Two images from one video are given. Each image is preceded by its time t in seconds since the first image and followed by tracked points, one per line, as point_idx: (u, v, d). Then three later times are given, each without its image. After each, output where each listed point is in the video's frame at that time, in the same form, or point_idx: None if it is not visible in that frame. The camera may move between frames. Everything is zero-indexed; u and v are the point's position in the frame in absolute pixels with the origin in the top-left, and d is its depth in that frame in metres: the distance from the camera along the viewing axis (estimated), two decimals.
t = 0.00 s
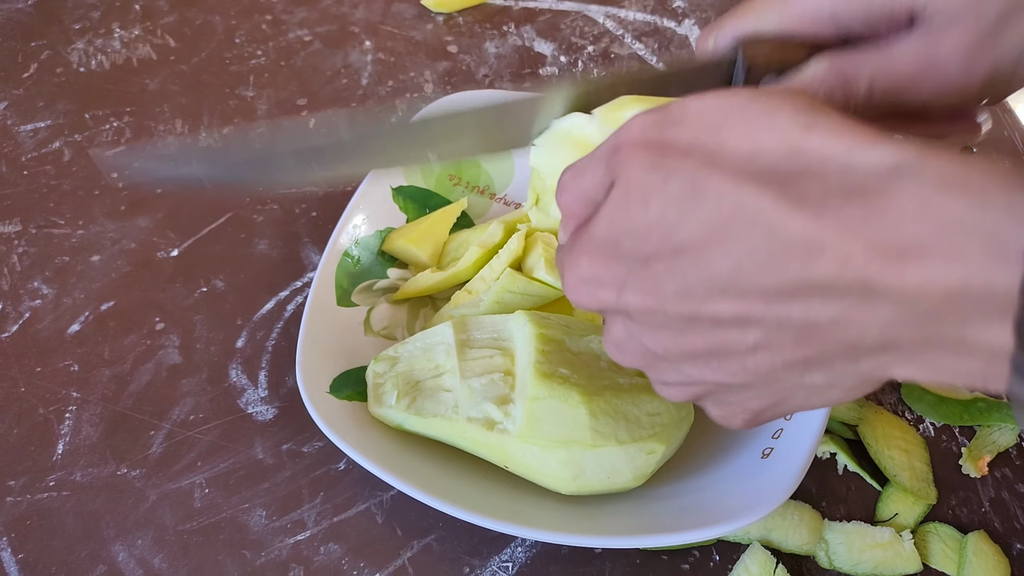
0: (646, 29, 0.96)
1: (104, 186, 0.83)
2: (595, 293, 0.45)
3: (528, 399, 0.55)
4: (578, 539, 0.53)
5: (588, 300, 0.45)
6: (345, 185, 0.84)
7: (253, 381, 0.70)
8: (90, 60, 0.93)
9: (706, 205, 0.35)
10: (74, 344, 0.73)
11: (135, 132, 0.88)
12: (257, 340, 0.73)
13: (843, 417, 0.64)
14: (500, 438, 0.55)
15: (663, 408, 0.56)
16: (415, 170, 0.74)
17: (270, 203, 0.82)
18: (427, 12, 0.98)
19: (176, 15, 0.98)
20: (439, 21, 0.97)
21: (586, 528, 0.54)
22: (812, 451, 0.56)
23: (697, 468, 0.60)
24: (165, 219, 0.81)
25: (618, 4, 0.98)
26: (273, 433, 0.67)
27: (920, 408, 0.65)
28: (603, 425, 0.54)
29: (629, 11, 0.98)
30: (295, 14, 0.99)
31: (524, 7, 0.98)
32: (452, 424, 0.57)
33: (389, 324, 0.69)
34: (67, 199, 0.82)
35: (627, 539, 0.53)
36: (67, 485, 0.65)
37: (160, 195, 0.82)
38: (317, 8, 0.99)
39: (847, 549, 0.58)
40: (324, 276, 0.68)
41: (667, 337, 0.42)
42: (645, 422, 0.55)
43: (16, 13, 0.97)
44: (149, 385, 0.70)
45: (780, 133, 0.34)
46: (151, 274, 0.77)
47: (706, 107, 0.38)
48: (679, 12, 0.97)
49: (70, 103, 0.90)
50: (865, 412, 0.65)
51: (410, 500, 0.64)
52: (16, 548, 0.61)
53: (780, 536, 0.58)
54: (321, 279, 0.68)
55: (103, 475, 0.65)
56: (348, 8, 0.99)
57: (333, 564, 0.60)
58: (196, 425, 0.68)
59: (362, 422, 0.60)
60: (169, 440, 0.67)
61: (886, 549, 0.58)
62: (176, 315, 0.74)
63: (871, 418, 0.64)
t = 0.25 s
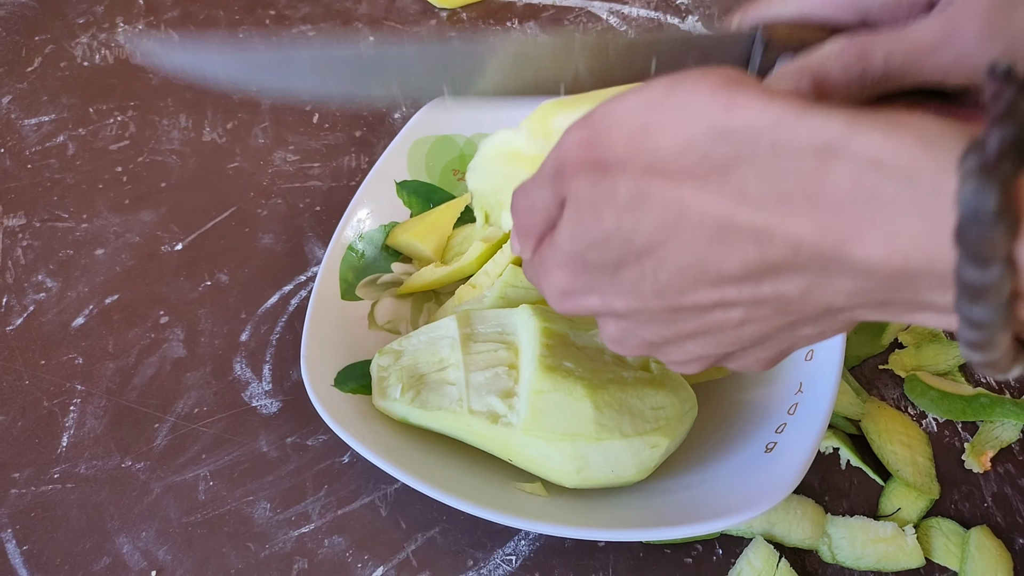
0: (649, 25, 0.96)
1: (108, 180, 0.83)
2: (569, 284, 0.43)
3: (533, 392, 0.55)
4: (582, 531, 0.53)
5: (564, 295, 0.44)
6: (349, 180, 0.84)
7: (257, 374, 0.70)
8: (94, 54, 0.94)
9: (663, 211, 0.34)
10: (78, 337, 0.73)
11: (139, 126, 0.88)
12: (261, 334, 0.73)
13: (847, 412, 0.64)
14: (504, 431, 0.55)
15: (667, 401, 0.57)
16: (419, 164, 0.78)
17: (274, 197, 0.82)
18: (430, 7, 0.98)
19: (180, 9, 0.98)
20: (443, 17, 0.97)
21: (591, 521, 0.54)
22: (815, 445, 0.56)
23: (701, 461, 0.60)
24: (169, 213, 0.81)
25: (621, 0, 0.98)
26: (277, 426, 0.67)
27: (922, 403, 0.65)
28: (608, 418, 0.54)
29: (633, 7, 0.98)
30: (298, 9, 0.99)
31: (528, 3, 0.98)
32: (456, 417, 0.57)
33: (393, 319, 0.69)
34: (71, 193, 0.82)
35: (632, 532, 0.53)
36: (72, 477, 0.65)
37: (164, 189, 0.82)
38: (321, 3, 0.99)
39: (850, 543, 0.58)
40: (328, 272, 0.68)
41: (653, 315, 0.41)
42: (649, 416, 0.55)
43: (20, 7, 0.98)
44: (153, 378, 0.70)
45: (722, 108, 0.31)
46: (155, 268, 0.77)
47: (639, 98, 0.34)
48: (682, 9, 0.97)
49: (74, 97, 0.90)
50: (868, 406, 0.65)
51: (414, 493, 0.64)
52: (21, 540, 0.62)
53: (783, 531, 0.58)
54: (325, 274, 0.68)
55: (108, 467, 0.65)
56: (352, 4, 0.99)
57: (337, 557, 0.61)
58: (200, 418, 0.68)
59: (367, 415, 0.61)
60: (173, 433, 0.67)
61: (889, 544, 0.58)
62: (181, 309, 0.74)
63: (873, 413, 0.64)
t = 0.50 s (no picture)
0: (648, 23, 0.96)
1: (106, 177, 0.83)
2: (573, 290, 0.40)
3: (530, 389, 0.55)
4: (579, 529, 0.53)
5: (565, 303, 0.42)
6: (347, 178, 0.84)
7: (255, 372, 0.70)
8: (92, 52, 0.93)
9: (651, 219, 0.32)
10: (75, 336, 0.73)
11: (137, 124, 0.87)
12: (259, 332, 0.73)
13: (845, 410, 0.64)
14: (502, 430, 0.55)
15: (665, 400, 0.56)
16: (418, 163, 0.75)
17: (272, 195, 0.82)
18: (429, 5, 0.98)
19: (178, 7, 0.98)
20: (441, 14, 0.97)
21: (588, 519, 0.54)
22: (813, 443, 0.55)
23: (699, 459, 0.60)
24: (166, 211, 0.81)
25: None
26: (274, 424, 0.67)
27: (921, 401, 0.65)
28: (606, 416, 0.54)
29: (632, 5, 0.98)
30: (297, 6, 0.98)
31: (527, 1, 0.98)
32: (454, 415, 0.57)
33: (391, 317, 0.69)
34: (68, 190, 0.82)
35: (629, 530, 0.53)
36: (69, 476, 0.65)
37: (161, 187, 0.82)
38: (319, 1, 0.99)
39: (847, 541, 0.58)
40: (325, 270, 0.68)
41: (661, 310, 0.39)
42: (647, 414, 0.55)
43: (18, 5, 0.97)
44: (150, 376, 0.70)
45: (681, 112, 0.29)
46: (152, 266, 0.77)
47: (596, 115, 0.31)
48: (682, 7, 0.97)
49: (71, 95, 0.90)
50: (866, 404, 0.64)
51: (412, 491, 0.64)
52: (18, 538, 0.62)
53: (781, 529, 0.58)
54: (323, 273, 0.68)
55: (105, 466, 0.65)
56: (350, 1, 0.99)
57: (334, 555, 0.61)
58: (198, 416, 0.68)
59: (365, 413, 0.61)
60: (170, 431, 0.67)
61: (886, 542, 0.58)
62: (178, 307, 0.74)
63: (872, 411, 0.64)
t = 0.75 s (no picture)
0: (649, 21, 0.96)
1: (107, 175, 0.83)
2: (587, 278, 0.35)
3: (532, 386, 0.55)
4: (580, 526, 0.53)
5: (586, 296, 0.37)
6: (348, 176, 0.84)
7: (256, 369, 0.70)
8: (93, 50, 0.93)
9: (687, 143, 0.29)
10: (77, 333, 0.73)
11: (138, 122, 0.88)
12: (260, 329, 0.73)
13: (846, 407, 0.64)
14: (503, 426, 0.55)
15: (666, 397, 0.56)
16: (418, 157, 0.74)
17: (273, 193, 0.82)
18: (430, 4, 0.98)
19: (180, 5, 0.98)
20: (442, 13, 0.97)
21: (589, 515, 0.54)
22: (814, 440, 0.56)
23: (700, 455, 0.60)
24: (168, 208, 0.81)
25: None
26: (276, 421, 0.67)
27: (921, 399, 0.65)
28: (607, 413, 0.54)
29: (633, 3, 0.98)
30: (298, 4, 0.99)
31: None
32: (455, 411, 0.57)
33: (392, 314, 0.69)
34: (69, 188, 0.82)
35: (630, 526, 0.53)
36: (71, 472, 0.65)
37: (163, 185, 0.82)
38: None
39: (847, 538, 0.58)
40: (327, 267, 0.68)
41: (690, 278, 0.34)
42: (648, 411, 0.55)
43: (20, 3, 0.98)
44: (152, 373, 0.70)
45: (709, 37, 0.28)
46: (154, 263, 0.77)
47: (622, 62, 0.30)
48: (682, 5, 0.97)
49: (72, 93, 0.90)
50: (866, 402, 0.65)
51: (413, 488, 0.64)
52: (20, 534, 0.62)
53: (781, 525, 0.58)
54: (325, 270, 0.69)
55: (107, 462, 0.65)
56: None
57: (335, 552, 0.61)
58: (199, 413, 0.68)
59: (366, 409, 0.61)
60: (172, 428, 0.67)
61: (886, 539, 0.58)
62: (179, 305, 0.74)
63: (873, 408, 0.64)
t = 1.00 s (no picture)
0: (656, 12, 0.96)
1: (115, 167, 0.83)
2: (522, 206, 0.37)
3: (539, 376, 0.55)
4: (587, 515, 0.53)
5: (516, 218, 0.37)
6: (354, 167, 0.84)
7: (264, 360, 0.71)
8: (100, 42, 0.94)
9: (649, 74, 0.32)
10: (86, 323, 0.73)
11: (145, 113, 0.88)
12: (268, 320, 0.73)
13: (853, 398, 0.64)
14: (511, 417, 0.56)
15: (673, 387, 0.57)
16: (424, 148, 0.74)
17: (280, 184, 0.83)
18: None
19: None
20: (449, 4, 0.97)
21: (596, 505, 0.54)
22: (821, 430, 0.56)
23: (707, 445, 0.60)
24: (176, 200, 0.81)
25: None
26: (284, 412, 0.68)
27: (929, 389, 0.65)
28: (614, 403, 0.54)
29: None
30: None
31: None
32: (462, 402, 0.57)
33: (398, 305, 0.69)
34: (78, 180, 0.83)
35: (637, 516, 0.53)
36: (81, 462, 0.65)
37: (171, 176, 0.83)
38: None
39: (854, 528, 0.58)
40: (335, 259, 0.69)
41: (620, 221, 0.35)
42: (655, 402, 0.55)
43: None
44: (161, 363, 0.70)
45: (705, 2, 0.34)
46: (162, 255, 0.77)
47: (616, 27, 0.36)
48: None
49: (80, 85, 0.90)
50: (874, 392, 0.65)
51: (420, 478, 0.64)
52: (31, 523, 0.62)
53: (788, 515, 0.59)
54: (332, 262, 0.69)
55: (117, 452, 0.66)
56: None
57: (344, 541, 0.61)
58: (208, 403, 0.68)
59: (374, 399, 0.61)
60: (181, 418, 0.67)
61: (894, 528, 0.58)
62: (188, 295, 0.75)
63: (880, 398, 0.64)
